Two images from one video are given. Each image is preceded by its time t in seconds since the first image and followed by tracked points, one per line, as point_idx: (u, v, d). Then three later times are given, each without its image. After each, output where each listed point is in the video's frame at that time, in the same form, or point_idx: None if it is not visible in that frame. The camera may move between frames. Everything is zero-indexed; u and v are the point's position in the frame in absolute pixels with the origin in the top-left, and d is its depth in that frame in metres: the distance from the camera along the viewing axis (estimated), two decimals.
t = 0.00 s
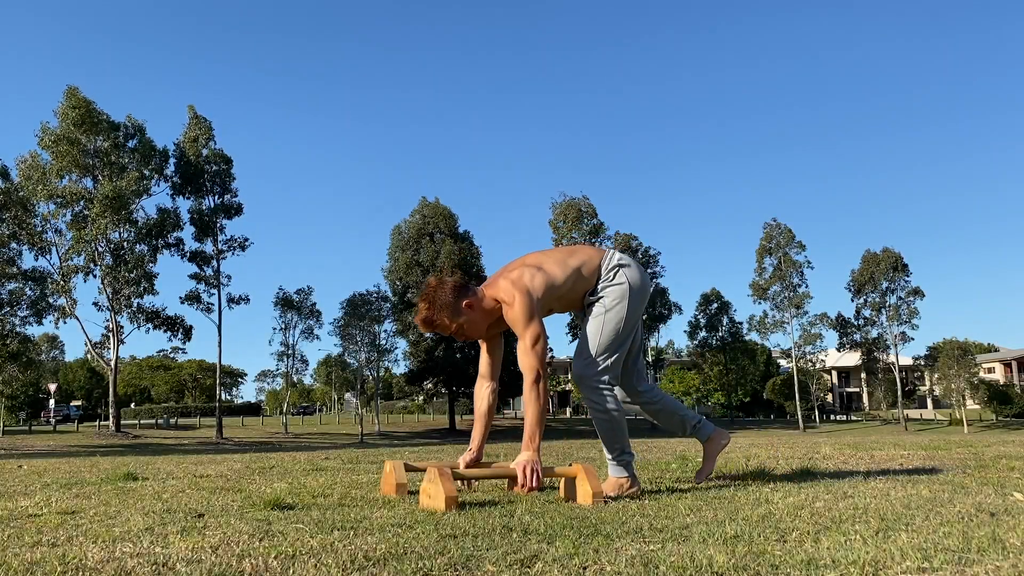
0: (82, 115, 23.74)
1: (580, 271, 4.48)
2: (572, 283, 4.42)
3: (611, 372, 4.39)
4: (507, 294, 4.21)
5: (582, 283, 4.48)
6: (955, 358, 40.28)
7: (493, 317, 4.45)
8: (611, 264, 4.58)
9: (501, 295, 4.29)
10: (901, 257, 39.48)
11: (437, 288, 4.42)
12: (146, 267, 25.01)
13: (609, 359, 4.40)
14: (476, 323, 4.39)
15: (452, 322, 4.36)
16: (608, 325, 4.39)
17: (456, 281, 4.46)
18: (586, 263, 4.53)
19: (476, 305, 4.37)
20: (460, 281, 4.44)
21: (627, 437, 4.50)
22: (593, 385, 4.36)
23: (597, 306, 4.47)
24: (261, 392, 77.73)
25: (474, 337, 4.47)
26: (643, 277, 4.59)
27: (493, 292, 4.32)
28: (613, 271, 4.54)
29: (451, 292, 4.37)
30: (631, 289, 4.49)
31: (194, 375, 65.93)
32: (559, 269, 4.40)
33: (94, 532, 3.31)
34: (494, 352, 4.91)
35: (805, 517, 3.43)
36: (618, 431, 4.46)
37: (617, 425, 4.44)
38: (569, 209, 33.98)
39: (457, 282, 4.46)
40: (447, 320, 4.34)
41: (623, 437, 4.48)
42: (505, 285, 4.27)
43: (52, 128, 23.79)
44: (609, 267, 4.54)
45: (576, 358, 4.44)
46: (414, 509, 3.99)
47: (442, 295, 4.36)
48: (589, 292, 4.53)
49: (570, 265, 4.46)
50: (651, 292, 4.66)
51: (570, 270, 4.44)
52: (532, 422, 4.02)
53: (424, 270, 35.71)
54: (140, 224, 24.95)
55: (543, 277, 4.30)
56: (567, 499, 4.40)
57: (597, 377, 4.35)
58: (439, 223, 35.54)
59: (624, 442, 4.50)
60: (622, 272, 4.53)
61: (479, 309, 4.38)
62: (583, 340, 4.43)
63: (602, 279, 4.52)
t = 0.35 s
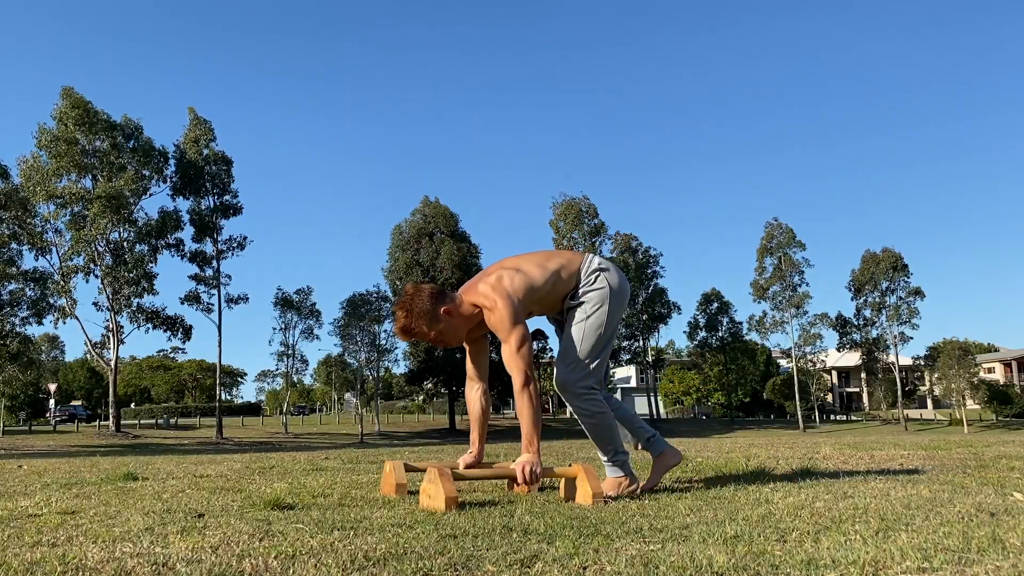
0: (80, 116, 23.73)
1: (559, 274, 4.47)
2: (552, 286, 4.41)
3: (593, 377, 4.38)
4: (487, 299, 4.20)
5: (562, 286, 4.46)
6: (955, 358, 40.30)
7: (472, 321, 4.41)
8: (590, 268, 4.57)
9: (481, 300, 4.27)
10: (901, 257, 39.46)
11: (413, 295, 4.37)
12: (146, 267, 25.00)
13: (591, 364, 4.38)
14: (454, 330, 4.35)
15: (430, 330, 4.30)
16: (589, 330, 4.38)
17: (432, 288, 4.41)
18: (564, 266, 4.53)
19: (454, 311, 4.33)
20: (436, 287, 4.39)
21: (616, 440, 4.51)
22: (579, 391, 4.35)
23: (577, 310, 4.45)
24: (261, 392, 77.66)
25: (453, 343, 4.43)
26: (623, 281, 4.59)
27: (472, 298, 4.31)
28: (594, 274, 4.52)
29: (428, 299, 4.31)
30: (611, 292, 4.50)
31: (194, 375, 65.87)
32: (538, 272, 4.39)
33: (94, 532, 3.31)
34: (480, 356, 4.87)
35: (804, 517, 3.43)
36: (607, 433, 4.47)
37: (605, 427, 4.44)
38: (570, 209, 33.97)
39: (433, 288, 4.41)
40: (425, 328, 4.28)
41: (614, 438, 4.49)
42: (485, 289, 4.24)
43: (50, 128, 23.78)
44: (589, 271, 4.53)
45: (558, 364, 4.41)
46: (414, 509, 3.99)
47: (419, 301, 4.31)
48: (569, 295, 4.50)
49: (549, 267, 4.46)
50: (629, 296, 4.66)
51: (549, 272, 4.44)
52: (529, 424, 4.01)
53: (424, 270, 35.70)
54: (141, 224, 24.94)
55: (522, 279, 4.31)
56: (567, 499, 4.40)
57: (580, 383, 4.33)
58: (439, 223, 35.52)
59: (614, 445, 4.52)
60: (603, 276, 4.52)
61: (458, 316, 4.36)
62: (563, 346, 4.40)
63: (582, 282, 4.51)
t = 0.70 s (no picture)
0: (79, 115, 23.73)
1: (554, 280, 4.45)
2: (546, 292, 4.40)
3: (582, 386, 4.39)
4: (482, 300, 4.20)
5: (555, 292, 4.44)
6: (955, 358, 40.30)
7: (465, 322, 4.41)
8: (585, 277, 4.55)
9: (474, 301, 4.27)
10: (901, 257, 39.43)
11: (406, 292, 4.36)
12: (146, 267, 24.99)
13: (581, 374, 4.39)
14: (446, 329, 4.34)
15: (421, 329, 4.30)
16: (580, 339, 4.36)
17: (425, 287, 4.41)
18: (559, 273, 4.51)
19: (447, 311, 4.33)
20: (429, 286, 4.39)
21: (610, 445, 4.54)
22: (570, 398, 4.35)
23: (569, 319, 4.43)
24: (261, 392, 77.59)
25: (444, 344, 4.43)
26: (617, 292, 4.57)
27: (465, 298, 4.30)
28: (589, 285, 4.49)
29: (420, 298, 4.32)
30: (605, 303, 4.47)
31: (193, 375, 65.82)
32: (533, 276, 4.39)
33: (94, 532, 3.31)
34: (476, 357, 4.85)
35: (804, 517, 3.43)
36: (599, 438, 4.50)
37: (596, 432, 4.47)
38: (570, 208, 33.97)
39: (426, 288, 4.41)
40: (416, 327, 4.28)
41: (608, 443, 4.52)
42: (480, 290, 4.24)
43: (50, 128, 23.77)
44: (584, 280, 4.51)
45: (549, 369, 4.38)
46: (414, 509, 4.00)
47: (411, 300, 4.31)
48: (561, 303, 4.48)
49: (544, 272, 4.45)
50: (623, 308, 4.64)
51: (544, 276, 4.43)
52: (528, 426, 4.01)
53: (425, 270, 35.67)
54: (141, 224, 24.95)
55: (517, 281, 4.31)
56: (567, 499, 4.40)
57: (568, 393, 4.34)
58: (440, 223, 35.50)
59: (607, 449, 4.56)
60: (597, 287, 4.49)
61: (450, 316, 4.35)
62: (554, 354, 4.38)
63: (576, 289, 4.49)
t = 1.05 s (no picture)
0: (79, 115, 23.71)
1: (556, 287, 4.46)
2: (547, 298, 4.41)
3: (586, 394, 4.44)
4: (482, 299, 4.18)
5: (556, 300, 4.46)
6: (955, 358, 40.32)
7: (461, 322, 4.39)
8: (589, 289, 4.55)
9: (474, 301, 4.24)
10: (901, 257, 39.42)
11: (404, 288, 4.35)
12: (146, 267, 24.96)
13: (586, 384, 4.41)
14: (442, 327, 4.31)
15: (417, 325, 4.28)
16: (583, 354, 4.38)
17: (424, 284, 4.39)
18: (561, 281, 4.52)
19: (443, 309, 4.31)
20: (428, 284, 4.37)
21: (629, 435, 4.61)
22: (572, 410, 4.40)
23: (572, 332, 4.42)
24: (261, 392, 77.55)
25: (441, 342, 4.40)
26: (618, 305, 4.59)
27: (464, 298, 4.28)
28: (590, 298, 4.50)
29: (417, 294, 4.30)
30: (607, 318, 4.49)
31: (194, 375, 65.82)
32: (534, 282, 4.39)
33: (94, 532, 3.32)
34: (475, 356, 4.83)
35: (804, 517, 3.44)
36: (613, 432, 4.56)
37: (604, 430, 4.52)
38: (570, 208, 33.98)
39: (424, 285, 4.39)
40: (413, 323, 4.25)
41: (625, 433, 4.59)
42: (480, 290, 4.22)
43: (50, 128, 23.77)
44: (586, 292, 4.52)
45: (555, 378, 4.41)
46: (414, 509, 3.99)
47: (409, 296, 4.28)
48: (562, 311, 4.49)
49: (546, 278, 4.45)
50: (622, 322, 4.65)
51: (544, 283, 4.44)
52: (529, 428, 4.02)
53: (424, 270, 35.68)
54: (141, 224, 24.96)
55: (518, 283, 4.31)
56: (567, 499, 4.41)
57: (572, 405, 4.38)
58: (440, 223, 35.49)
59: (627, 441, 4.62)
60: (598, 301, 4.50)
61: (447, 314, 4.33)
62: (559, 368, 4.39)
63: (577, 299, 4.50)
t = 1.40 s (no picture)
0: (80, 115, 23.74)
1: (586, 302, 4.48)
2: (574, 310, 4.41)
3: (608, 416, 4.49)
4: (511, 297, 4.18)
5: (586, 315, 4.47)
6: (955, 358, 40.33)
7: (486, 318, 4.38)
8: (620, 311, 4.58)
9: (505, 298, 4.24)
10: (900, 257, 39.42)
11: (438, 276, 4.36)
12: (146, 267, 24.96)
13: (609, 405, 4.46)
14: (468, 321, 4.31)
15: (444, 314, 4.27)
16: (607, 378, 4.43)
17: (457, 275, 4.41)
18: (592, 297, 4.54)
19: (473, 301, 4.31)
20: (462, 275, 4.38)
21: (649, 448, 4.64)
22: (591, 435, 4.45)
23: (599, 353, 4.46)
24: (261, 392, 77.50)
25: (464, 335, 4.40)
26: (646, 329, 4.63)
27: (495, 295, 4.28)
28: (618, 321, 4.52)
29: (450, 283, 4.31)
30: (632, 343, 4.51)
31: (193, 375, 65.85)
32: (565, 293, 4.39)
33: (94, 532, 3.31)
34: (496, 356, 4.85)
35: (804, 517, 3.43)
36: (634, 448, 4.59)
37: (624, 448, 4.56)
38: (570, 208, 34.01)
39: (458, 276, 4.40)
40: (441, 310, 4.25)
41: (648, 448, 4.63)
42: (511, 288, 4.23)
43: (51, 128, 23.80)
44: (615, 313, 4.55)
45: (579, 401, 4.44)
46: (414, 509, 3.99)
47: (442, 283, 4.30)
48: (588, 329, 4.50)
49: (577, 292, 4.46)
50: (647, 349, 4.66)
51: (575, 296, 4.44)
52: (532, 430, 4.06)
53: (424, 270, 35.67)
54: (141, 224, 24.96)
55: (549, 290, 4.31)
56: (567, 499, 4.40)
57: (593, 429, 4.45)
58: (440, 223, 35.49)
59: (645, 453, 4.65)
60: (626, 324, 4.52)
61: (475, 307, 4.32)
62: (584, 389, 4.43)
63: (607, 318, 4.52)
